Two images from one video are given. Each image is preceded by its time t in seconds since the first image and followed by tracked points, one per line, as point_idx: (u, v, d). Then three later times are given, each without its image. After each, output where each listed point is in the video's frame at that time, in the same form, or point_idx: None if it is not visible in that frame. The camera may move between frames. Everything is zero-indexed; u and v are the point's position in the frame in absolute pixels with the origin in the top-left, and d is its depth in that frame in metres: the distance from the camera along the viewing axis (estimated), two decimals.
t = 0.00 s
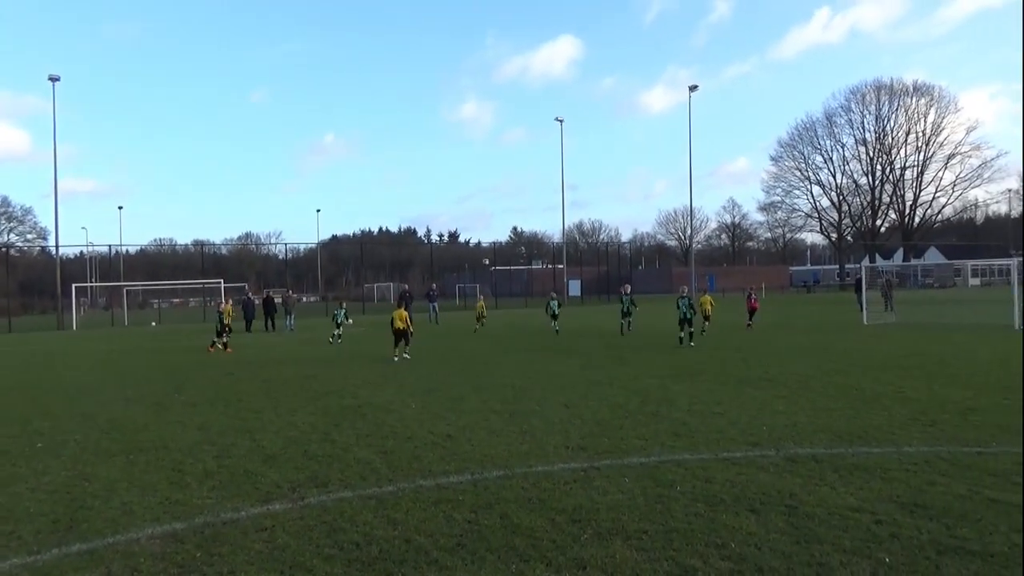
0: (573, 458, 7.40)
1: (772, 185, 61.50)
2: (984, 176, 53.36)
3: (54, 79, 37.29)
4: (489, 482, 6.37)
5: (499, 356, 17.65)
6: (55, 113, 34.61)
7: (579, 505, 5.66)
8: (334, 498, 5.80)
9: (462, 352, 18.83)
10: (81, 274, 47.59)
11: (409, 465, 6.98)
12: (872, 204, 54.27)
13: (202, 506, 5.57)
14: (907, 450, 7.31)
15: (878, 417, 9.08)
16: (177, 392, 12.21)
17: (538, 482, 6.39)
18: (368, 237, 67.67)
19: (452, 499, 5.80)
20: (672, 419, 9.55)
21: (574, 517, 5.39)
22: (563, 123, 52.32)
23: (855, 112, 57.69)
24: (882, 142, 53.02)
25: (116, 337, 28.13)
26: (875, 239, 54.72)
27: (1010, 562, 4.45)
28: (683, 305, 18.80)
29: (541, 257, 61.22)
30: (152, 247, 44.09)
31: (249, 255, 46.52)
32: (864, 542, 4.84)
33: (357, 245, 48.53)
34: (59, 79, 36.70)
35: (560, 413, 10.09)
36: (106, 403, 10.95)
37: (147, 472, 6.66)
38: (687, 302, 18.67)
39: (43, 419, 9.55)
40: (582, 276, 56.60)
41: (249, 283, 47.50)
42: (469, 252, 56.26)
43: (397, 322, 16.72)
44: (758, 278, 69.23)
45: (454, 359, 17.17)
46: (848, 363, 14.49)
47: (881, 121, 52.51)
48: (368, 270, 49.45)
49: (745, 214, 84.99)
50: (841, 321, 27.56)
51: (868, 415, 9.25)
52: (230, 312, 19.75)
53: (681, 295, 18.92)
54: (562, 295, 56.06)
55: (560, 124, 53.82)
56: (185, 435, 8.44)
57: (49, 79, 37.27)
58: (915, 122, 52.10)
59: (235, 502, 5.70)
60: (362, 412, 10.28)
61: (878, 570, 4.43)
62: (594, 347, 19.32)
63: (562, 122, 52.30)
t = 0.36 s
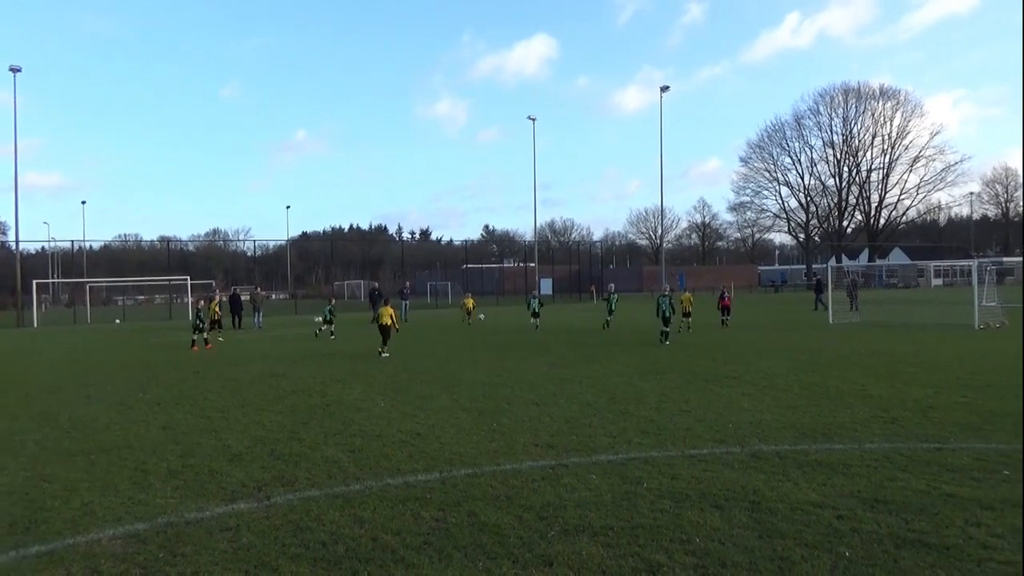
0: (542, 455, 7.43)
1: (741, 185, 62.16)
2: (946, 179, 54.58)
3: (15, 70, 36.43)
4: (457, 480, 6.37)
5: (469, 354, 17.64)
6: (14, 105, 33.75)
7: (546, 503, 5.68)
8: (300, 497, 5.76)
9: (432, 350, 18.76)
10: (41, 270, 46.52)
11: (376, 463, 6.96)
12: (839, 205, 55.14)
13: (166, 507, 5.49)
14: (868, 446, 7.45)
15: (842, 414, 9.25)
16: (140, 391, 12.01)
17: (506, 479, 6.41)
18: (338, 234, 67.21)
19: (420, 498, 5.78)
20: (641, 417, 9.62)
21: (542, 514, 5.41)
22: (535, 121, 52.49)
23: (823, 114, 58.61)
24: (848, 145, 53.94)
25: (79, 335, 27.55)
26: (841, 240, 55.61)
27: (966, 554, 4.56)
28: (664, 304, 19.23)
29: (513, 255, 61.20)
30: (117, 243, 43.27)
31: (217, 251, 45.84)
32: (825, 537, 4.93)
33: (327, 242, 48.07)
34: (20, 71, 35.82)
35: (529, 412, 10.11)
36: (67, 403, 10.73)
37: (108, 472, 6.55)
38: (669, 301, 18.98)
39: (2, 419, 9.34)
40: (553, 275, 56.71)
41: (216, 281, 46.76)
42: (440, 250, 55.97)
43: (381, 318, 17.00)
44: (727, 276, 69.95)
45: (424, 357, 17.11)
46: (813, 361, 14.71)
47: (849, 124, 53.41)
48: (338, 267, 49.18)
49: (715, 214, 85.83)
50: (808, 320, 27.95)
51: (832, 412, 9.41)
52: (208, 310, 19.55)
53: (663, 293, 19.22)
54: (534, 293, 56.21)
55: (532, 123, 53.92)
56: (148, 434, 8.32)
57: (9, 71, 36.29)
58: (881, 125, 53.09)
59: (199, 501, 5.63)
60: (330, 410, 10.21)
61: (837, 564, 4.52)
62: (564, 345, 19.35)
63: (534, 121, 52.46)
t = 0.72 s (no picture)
0: (512, 463, 7.43)
1: (711, 194, 62.86)
2: (909, 190, 55.83)
3: None
4: (427, 488, 6.34)
5: (439, 361, 17.59)
6: None
7: (516, 511, 5.68)
8: (267, 507, 5.68)
9: (403, 357, 18.66)
10: None
11: (345, 472, 6.90)
12: (806, 214, 56.02)
13: (129, 517, 5.39)
14: (833, 453, 7.57)
15: (807, 421, 9.38)
16: (103, 398, 11.77)
17: (476, 488, 6.39)
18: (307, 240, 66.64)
19: (389, 506, 5.75)
20: (612, 424, 9.65)
21: (512, 522, 5.40)
22: (507, 128, 52.64)
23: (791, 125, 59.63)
24: (816, 155, 54.92)
25: (39, 341, 26.90)
26: (809, 248, 56.47)
27: (927, 559, 4.65)
28: (643, 311, 19.77)
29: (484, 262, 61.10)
30: (80, 247, 42.36)
31: (184, 256, 45.11)
32: (791, 543, 4.99)
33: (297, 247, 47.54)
34: None
35: (499, 419, 10.10)
36: (26, 410, 10.47)
37: (68, 482, 6.41)
38: (648, 308, 19.56)
39: None
40: (525, 282, 56.76)
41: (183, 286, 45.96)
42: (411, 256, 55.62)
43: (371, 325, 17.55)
44: (697, 284, 70.58)
45: (394, 364, 17.02)
46: (780, 369, 14.90)
47: (816, 134, 54.37)
48: (309, 272, 48.72)
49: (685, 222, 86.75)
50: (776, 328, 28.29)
51: (798, 419, 9.54)
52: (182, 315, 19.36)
53: (641, 301, 19.78)
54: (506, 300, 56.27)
55: (505, 129, 54.01)
56: (111, 443, 8.15)
57: None
58: (847, 136, 54.16)
59: (163, 511, 5.54)
60: (299, 417, 10.11)
61: (803, 570, 4.57)
62: (535, 352, 19.37)
63: (506, 127, 52.61)
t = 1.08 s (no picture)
0: (488, 472, 7.40)
1: (686, 204, 63.37)
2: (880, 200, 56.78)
3: None
4: (401, 498, 6.29)
5: (415, 370, 17.49)
6: None
7: (491, 520, 5.66)
8: (238, 518, 5.61)
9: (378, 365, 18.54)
10: None
11: (318, 483, 6.82)
12: (780, 224, 56.68)
13: (97, 529, 5.30)
14: (807, 460, 7.64)
15: (781, 429, 9.45)
16: (71, 409, 11.55)
17: (451, 497, 6.36)
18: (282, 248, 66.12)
19: (363, 517, 5.70)
20: (588, 433, 9.65)
21: (487, 532, 5.37)
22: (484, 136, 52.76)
23: (764, 135, 60.42)
24: (789, 166, 55.68)
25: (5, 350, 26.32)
26: (782, 258, 57.06)
27: (898, 565, 4.70)
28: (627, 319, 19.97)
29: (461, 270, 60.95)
30: (49, 254, 41.57)
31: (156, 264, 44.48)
32: (764, 550, 5.02)
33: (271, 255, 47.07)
34: None
35: (475, 428, 10.05)
36: None
37: (34, 494, 6.28)
38: (633, 315, 19.69)
39: None
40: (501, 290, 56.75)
41: (155, 294, 45.60)
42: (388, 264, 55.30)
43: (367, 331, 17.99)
44: (673, 293, 71.02)
45: (368, 373, 16.90)
46: (754, 376, 15.02)
47: (789, 145, 55.15)
48: (283, 280, 48.33)
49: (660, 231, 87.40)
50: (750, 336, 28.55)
51: (772, 427, 9.62)
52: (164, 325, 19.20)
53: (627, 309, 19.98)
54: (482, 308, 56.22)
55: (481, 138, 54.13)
56: (79, 454, 8.00)
57: None
58: (819, 147, 55.00)
59: (132, 523, 5.45)
60: (272, 427, 10.00)
61: None
62: (511, 361, 19.36)
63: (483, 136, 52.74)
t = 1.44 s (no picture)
0: (472, 479, 7.38)
1: (672, 212, 63.63)
2: (863, 210, 57.34)
3: None
4: (385, 505, 6.24)
5: (400, 377, 17.44)
6: None
7: (475, 528, 5.63)
8: (219, 526, 5.54)
9: (363, 372, 18.45)
10: None
11: (302, 490, 6.77)
12: (765, 232, 57.01)
13: (75, 538, 5.22)
14: (791, 468, 7.67)
15: (765, 436, 9.49)
16: (50, 415, 11.42)
17: (436, 504, 6.32)
18: (267, 254, 65.81)
19: (346, 524, 5.66)
20: (573, 440, 9.65)
21: (471, 540, 5.35)
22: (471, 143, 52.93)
23: (749, 144, 60.85)
24: (774, 174, 56.10)
25: None
26: (767, 266, 57.35)
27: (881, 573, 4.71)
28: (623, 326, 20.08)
29: (447, 276, 60.82)
30: (30, 258, 41.03)
31: (139, 269, 44.08)
32: (749, 558, 5.02)
33: (256, 261, 46.79)
34: None
35: (459, 435, 10.02)
36: None
37: (9, 502, 6.18)
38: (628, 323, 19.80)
39: None
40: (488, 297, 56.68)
41: (138, 300, 45.36)
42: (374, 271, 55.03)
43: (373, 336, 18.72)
44: (659, 300, 71.24)
45: (353, 380, 16.82)
46: (739, 384, 15.07)
47: (774, 154, 55.58)
48: (268, 286, 48.14)
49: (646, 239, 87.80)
50: (734, 343, 28.70)
51: (756, 435, 9.65)
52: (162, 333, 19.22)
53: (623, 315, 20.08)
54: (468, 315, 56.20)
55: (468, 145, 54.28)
56: (57, 462, 7.89)
57: None
58: (803, 156, 55.49)
59: (111, 532, 5.37)
60: (255, 434, 9.92)
61: None
62: (499, 369, 19.33)
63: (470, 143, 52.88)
